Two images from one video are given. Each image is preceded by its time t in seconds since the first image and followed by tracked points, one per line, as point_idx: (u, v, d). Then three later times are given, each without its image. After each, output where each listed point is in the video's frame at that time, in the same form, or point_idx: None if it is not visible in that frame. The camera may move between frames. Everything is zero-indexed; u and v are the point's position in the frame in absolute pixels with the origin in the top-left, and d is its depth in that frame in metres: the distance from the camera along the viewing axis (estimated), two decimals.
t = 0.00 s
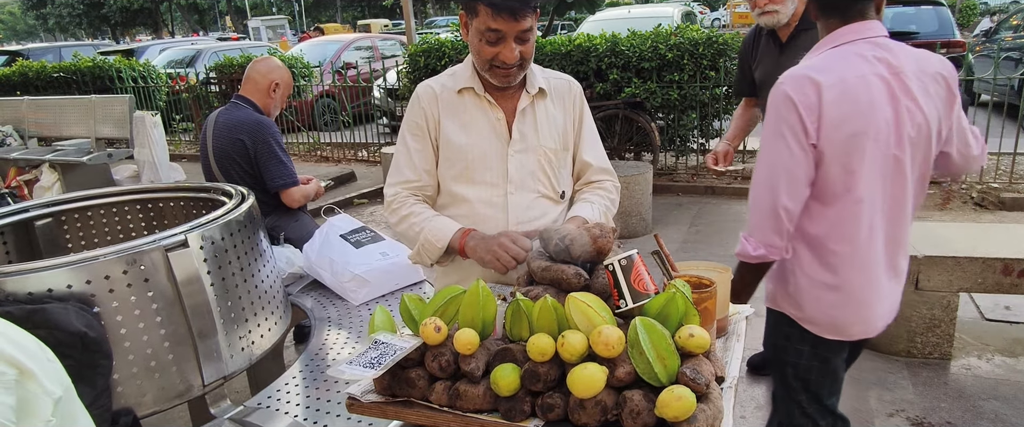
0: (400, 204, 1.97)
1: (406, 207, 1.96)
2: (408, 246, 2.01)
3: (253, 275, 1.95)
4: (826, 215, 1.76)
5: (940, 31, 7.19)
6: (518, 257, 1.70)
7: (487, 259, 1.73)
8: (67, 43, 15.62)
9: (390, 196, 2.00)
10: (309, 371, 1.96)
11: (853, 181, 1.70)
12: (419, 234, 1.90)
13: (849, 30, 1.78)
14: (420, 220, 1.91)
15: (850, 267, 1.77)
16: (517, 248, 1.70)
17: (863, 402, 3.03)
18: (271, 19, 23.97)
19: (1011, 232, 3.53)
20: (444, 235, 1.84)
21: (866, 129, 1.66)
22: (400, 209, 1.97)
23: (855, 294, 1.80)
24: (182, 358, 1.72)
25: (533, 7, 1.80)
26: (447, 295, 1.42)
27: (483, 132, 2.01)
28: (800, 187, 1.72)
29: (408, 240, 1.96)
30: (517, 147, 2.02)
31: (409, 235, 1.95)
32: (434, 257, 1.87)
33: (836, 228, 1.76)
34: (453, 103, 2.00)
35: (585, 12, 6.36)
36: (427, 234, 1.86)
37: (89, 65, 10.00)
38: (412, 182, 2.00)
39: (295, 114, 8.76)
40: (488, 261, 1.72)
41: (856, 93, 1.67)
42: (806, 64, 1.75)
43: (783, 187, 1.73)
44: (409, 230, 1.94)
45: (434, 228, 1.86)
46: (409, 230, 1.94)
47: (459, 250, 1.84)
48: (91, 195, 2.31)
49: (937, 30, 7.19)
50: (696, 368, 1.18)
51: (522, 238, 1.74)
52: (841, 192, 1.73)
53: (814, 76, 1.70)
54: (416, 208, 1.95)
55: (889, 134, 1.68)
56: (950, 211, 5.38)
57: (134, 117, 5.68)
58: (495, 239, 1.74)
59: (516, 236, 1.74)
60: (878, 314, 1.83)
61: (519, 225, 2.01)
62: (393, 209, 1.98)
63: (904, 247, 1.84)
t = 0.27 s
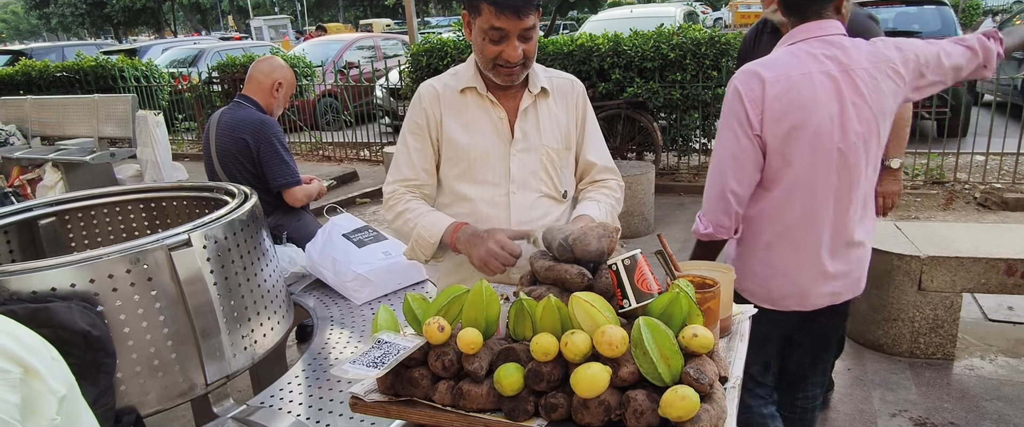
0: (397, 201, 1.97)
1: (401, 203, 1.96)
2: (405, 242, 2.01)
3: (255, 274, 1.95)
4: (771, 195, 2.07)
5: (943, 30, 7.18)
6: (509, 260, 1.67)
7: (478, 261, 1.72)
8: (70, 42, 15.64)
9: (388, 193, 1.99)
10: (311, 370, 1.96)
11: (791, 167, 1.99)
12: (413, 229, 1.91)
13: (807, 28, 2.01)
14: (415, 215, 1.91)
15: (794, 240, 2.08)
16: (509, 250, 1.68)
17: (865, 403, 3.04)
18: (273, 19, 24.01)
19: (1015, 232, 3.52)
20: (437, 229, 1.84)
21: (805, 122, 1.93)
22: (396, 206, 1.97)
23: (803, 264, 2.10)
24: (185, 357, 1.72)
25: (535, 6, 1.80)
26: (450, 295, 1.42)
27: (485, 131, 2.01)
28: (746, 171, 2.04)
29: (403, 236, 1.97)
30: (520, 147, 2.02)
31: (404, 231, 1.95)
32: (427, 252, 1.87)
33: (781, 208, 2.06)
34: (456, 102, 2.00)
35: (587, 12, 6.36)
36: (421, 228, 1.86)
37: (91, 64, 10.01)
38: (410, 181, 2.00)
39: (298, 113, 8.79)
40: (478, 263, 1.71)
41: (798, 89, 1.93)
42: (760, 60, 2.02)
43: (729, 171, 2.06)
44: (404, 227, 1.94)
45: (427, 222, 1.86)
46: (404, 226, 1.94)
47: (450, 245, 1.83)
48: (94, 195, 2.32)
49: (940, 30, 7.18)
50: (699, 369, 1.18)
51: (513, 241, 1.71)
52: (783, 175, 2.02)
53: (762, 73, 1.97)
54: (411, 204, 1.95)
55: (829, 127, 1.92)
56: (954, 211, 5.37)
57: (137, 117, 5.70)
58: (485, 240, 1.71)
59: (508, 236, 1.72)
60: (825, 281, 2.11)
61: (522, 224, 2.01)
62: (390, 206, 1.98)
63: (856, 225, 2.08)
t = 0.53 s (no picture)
0: (411, 204, 1.97)
1: (417, 206, 1.96)
2: (419, 245, 2.00)
3: (257, 274, 1.95)
4: (745, 189, 2.15)
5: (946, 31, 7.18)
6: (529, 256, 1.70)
7: (498, 258, 1.73)
8: (72, 42, 15.67)
9: (401, 195, 1.99)
10: (313, 371, 1.96)
11: (760, 161, 2.06)
12: (430, 232, 1.90)
13: (784, 26, 2.06)
14: (432, 218, 1.91)
15: (766, 233, 2.14)
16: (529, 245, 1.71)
17: (867, 404, 3.04)
18: (275, 18, 24.04)
19: (1018, 233, 3.51)
20: (456, 233, 1.84)
21: (772, 118, 1.99)
22: (411, 208, 1.96)
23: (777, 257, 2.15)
24: (187, 357, 1.72)
25: (538, 6, 1.80)
26: (453, 296, 1.42)
27: (488, 131, 2.01)
28: (719, 165, 2.13)
29: (419, 239, 1.96)
30: (523, 147, 2.01)
31: (419, 234, 1.95)
32: (446, 255, 1.88)
33: (755, 201, 2.12)
34: (459, 102, 2.00)
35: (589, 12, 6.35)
36: (439, 232, 1.86)
37: (93, 64, 10.03)
38: (422, 181, 2.00)
39: (299, 113, 8.79)
40: (498, 259, 1.72)
41: (766, 86, 1.99)
42: (736, 58, 2.10)
43: (703, 166, 2.16)
44: (420, 229, 1.94)
45: (446, 225, 1.86)
46: (419, 229, 1.94)
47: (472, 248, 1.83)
48: (95, 195, 2.32)
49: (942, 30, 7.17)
50: (703, 371, 1.18)
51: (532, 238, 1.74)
52: (753, 170, 2.09)
53: (734, 71, 2.05)
54: (426, 207, 1.94)
55: (799, 121, 1.97)
56: (956, 212, 5.36)
57: (139, 117, 5.75)
58: (507, 238, 1.74)
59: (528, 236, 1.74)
60: (800, 274, 2.16)
61: (525, 225, 2.01)
62: (404, 208, 1.98)
63: (831, 219, 2.11)
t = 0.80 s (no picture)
0: (403, 202, 1.97)
1: (409, 204, 1.96)
2: (411, 242, 2.00)
3: (256, 274, 1.95)
4: (730, 188, 2.15)
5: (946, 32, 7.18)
6: (521, 251, 1.68)
7: (489, 255, 1.73)
8: (70, 42, 15.65)
9: (395, 194, 1.99)
10: (312, 371, 1.95)
11: (743, 161, 2.07)
12: (421, 230, 1.90)
13: (766, 26, 2.07)
14: (423, 216, 1.90)
15: (752, 232, 2.15)
16: (520, 240, 1.69)
17: (868, 405, 3.04)
18: (274, 18, 24.03)
19: (1019, 234, 3.51)
20: (446, 230, 1.84)
21: (752, 118, 2.00)
22: (403, 207, 1.97)
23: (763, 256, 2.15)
24: (186, 358, 1.71)
25: (543, 5, 1.80)
26: (452, 296, 1.41)
27: (488, 130, 2.01)
28: (704, 166, 2.14)
29: (412, 237, 1.96)
30: (524, 147, 2.01)
31: (411, 231, 1.95)
32: (436, 252, 1.88)
33: (740, 200, 2.13)
34: (460, 101, 2.00)
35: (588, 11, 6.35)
36: (428, 230, 1.86)
37: (92, 64, 10.01)
38: (416, 181, 1.99)
39: (298, 113, 8.79)
40: (491, 257, 1.71)
41: (747, 87, 2.01)
42: (720, 59, 2.11)
43: (688, 167, 2.17)
44: (411, 228, 1.94)
45: (435, 223, 1.86)
46: (411, 226, 1.94)
47: (462, 245, 1.82)
48: (93, 194, 2.31)
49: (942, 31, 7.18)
50: (704, 372, 1.18)
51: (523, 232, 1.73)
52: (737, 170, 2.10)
53: (716, 72, 2.07)
54: (418, 205, 1.94)
55: (778, 120, 1.98)
56: (956, 212, 5.36)
57: (138, 116, 5.72)
58: (496, 235, 1.73)
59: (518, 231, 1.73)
60: (787, 273, 2.16)
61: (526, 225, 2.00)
62: (397, 207, 1.98)
63: (818, 219, 2.11)
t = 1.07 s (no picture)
0: (407, 201, 1.98)
1: (412, 204, 1.96)
2: (415, 242, 2.01)
3: (253, 275, 1.95)
4: (732, 192, 2.15)
5: (943, 34, 7.20)
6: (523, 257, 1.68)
7: (491, 257, 1.73)
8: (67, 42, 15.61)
9: (399, 194, 2.00)
10: (309, 372, 1.95)
11: (746, 164, 2.07)
12: (425, 229, 1.90)
13: (758, 32, 2.11)
14: (427, 216, 1.91)
15: (753, 235, 2.15)
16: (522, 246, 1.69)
17: (864, 407, 3.04)
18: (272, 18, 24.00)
19: (1015, 236, 3.52)
20: (450, 230, 1.84)
21: (756, 121, 2.01)
22: (407, 206, 1.97)
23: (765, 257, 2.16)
24: (182, 359, 1.71)
25: (545, 6, 1.80)
26: (451, 299, 1.41)
27: (490, 132, 2.01)
28: (708, 172, 2.12)
29: (414, 236, 1.97)
30: (525, 148, 2.01)
31: (415, 231, 1.96)
32: (440, 252, 1.88)
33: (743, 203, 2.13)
34: (462, 102, 2.00)
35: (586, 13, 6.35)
36: (433, 229, 1.87)
37: (89, 64, 9.99)
38: (419, 181, 2.00)
39: (296, 113, 8.78)
40: (492, 259, 1.72)
41: (747, 90, 2.02)
42: (717, 65, 2.12)
43: (691, 173, 2.15)
44: (415, 227, 1.95)
45: (440, 223, 1.86)
46: (415, 226, 1.94)
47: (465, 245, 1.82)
48: (90, 195, 2.30)
49: (940, 33, 7.19)
50: (700, 375, 1.18)
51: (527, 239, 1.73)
52: (740, 174, 2.10)
53: (717, 76, 2.07)
54: (422, 205, 1.95)
55: (780, 123, 2.00)
56: (953, 214, 5.37)
57: (134, 116, 5.70)
58: (501, 237, 1.73)
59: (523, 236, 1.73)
60: (788, 273, 2.17)
61: (525, 226, 2.00)
62: (401, 206, 1.99)
63: (817, 221, 2.13)
